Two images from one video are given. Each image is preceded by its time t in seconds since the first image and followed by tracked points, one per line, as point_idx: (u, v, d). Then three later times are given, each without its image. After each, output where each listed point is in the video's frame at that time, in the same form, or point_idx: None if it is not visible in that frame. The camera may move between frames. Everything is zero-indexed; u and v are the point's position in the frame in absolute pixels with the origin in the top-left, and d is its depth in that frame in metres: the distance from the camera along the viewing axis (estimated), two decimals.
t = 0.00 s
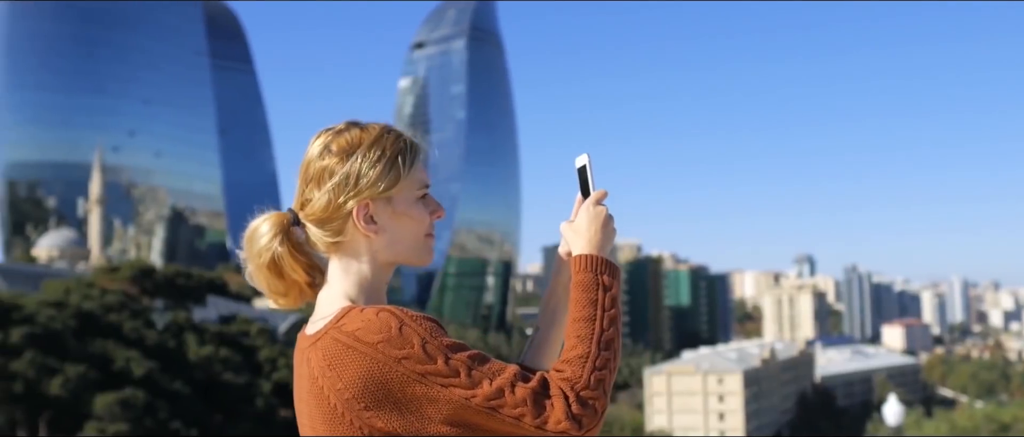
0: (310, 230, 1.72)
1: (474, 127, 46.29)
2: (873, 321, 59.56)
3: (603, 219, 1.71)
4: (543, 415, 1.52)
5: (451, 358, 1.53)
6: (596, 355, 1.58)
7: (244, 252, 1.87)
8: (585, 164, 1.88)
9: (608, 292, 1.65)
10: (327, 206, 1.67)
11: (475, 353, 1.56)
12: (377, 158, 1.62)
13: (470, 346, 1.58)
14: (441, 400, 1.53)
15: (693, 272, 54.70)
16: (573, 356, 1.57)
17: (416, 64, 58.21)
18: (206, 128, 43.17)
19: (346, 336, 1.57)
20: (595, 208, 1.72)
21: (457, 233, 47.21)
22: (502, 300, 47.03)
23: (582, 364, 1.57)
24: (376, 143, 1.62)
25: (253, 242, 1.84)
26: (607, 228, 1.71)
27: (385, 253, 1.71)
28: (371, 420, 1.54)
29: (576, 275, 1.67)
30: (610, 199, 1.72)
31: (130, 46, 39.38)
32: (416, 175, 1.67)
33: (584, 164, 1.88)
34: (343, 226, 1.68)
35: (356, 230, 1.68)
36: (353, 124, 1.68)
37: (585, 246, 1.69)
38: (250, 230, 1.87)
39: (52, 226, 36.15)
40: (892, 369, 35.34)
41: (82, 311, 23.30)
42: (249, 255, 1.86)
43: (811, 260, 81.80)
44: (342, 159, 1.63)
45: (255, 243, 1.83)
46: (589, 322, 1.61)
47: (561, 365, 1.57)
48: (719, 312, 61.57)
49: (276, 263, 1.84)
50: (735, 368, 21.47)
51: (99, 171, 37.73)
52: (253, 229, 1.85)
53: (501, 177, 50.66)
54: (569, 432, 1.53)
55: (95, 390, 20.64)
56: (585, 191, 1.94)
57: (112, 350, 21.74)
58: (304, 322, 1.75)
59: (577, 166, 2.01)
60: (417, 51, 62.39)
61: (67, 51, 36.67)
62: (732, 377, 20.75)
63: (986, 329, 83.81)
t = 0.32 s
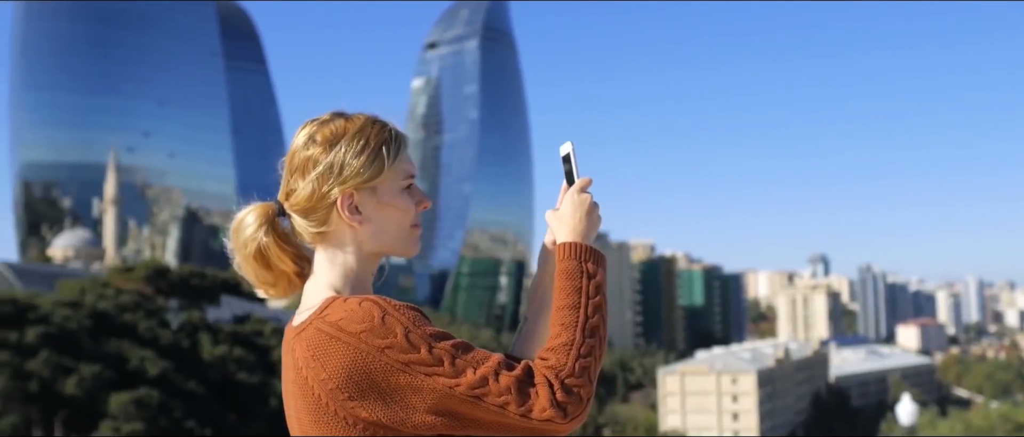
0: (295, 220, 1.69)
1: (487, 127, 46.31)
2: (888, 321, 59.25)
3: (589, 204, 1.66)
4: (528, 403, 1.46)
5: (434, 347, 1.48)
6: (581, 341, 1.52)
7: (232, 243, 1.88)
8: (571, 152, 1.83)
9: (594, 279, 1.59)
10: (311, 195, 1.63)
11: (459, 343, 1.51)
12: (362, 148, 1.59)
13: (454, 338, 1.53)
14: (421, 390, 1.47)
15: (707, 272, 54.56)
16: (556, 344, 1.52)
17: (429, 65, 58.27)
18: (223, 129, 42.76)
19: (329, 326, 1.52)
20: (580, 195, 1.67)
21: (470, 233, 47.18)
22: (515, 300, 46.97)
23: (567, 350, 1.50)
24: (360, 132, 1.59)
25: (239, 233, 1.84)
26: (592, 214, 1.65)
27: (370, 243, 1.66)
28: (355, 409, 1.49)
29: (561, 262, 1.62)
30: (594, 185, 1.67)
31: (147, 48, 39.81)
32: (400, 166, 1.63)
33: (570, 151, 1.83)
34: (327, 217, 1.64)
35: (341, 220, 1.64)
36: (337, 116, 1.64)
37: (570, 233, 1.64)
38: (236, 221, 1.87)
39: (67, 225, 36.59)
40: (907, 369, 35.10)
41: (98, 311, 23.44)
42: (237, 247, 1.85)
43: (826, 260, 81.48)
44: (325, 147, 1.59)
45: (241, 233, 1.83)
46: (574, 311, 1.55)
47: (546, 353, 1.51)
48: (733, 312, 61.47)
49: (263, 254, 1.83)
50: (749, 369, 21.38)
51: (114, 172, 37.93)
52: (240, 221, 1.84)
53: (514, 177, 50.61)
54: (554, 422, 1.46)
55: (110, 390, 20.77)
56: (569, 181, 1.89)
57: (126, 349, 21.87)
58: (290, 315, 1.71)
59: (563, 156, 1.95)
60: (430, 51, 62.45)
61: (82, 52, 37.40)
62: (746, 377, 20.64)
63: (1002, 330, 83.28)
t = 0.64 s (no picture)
0: (287, 205, 1.68)
1: (504, 127, 46.38)
2: (907, 321, 58.99)
3: (583, 190, 1.67)
4: (523, 388, 1.46)
5: (428, 332, 1.48)
6: (576, 327, 1.53)
7: (224, 230, 1.86)
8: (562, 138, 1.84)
9: (587, 266, 1.60)
10: (303, 180, 1.62)
11: (452, 328, 1.51)
12: (354, 131, 1.58)
13: (449, 323, 1.53)
14: (415, 376, 1.47)
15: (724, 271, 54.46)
16: (552, 330, 1.52)
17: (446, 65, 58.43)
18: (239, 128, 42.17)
19: (321, 311, 1.51)
20: (575, 179, 1.68)
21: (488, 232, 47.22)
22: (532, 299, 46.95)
23: (562, 336, 1.51)
24: (352, 116, 1.59)
25: (231, 219, 1.83)
26: (587, 199, 1.65)
27: (363, 229, 1.67)
28: (347, 396, 1.48)
29: (555, 248, 1.62)
30: (590, 170, 1.67)
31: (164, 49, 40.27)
32: (393, 151, 1.62)
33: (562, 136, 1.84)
34: (318, 203, 1.64)
35: (333, 206, 1.63)
36: (330, 100, 1.63)
37: (563, 217, 1.64)
38: (229, 206, 1.86)
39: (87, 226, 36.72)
40: (926, 370, 35.01)
41: (118, 311, 23.54)
42: (228, 233, 1.85)
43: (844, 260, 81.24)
44: (318, 130, 1.59)
45: (233, 220, 1.82)
46: (568, 296, 1.55)
47: (540, 338, 1.52)
48: (751, 312, 61.38)
49: (254, 240, 1.83)
50: (767, 369, 21.37)
51: (133, 173, 38.12)
52: (231, 206, 1.83)
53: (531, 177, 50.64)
54: (549, 408, 1.47)
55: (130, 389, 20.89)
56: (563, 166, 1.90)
57: (146, 348, 21.96)
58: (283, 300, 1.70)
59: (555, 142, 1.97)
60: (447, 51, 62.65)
61: (100, 53, 38.07)
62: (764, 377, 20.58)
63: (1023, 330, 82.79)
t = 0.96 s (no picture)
0: (289, 208, 1.67)
1: (523, 126, 46.47)
2: (928, 321, 58.66)
3: (584, 193, 1.66)
4: (526, 395, 1.45)
5: (429, 337, 1.47)
6: (579, 332, 1.52)
7: (222, 234, 1.85)
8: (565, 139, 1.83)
9: (589, 270, 1.59)
10: (305, 183, 1.62)
11: (454, 333, 1.50)
12: (355, 133, 1.58)
13: (449, 327, 1.52)
14: (415, 382, 1.46)
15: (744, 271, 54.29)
16: (554, 334, 1.51)
17: (465, 65, 58.55)
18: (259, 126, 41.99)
19: (321, 317, 1.50)
20: (577, 183, 1.67)
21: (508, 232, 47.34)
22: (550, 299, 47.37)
23: (564, 341, 1.50)
24: (354, 119, 1.58)
25: (229, 222, 1.82)
26: (588, 201, 1.65)
27: (366, 232, 1.66)
28: (348, 402, 1.47)
29: (557, 252, 1.61)
30: (592, 173, 1.66)
31: (184, 49, 40.49)
32: (394, 154, 1.62)
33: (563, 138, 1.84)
34: (320, 204, 1.63)
35: (334, 209, 1.63)
36: (331, 103, 1.63)
37: (564, 222, 1.63)
38: (226, 209, 1.85)
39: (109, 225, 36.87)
40: (948, 370, 34.84)
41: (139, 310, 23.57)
42: (226, 235, 1.84)
43: (865, 260, 80.88)
44: (319, 135, 1.59)
45: (232, 222, 1.81)
46: (570, 300, 1.55)
47: (542, 343, 1.51)
48: (771, 311, 61.20)
49: (253, 243, 1.82)
50: (787, 369, 21.31)
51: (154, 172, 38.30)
52: (230, 208, 1.82)
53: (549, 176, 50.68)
54: (552, 413, 1.46)
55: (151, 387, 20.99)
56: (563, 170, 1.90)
57: (167, 347, 22.04)
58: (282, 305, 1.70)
59: (556, 145, 1.97)
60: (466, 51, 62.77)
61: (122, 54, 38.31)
62: (784, 377, 20.52)
63: None
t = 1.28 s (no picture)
0: (275, 219, 1.64)
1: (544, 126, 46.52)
2: (954, 321, 58.25)
3: (573, 198, 1.61)
4: (517, 403, 1.42)
5: (419, 347, 1.44)
6: (570, 339, 1.47)
7: (208, 243, 1.80)
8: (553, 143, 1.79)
9: (578, 278, 1.54)
10: (291, 195, 1.59)
11: (444, 341, 1.47)
12: (343, 143, 1.55)
13: (440, 336, 1.48)
14: (405, 393, 1.43)
15: (767, 271, 54.14)
16: (543, 342, 1.47)
17: (487, 65, 58.62)
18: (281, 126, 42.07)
19: (309, 327, 1.48)
20: (565, 188, 1.63)
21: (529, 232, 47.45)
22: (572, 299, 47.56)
23: (553, 348, 1.47)
24: (341, 129, 1.55)
25: (214, 232, 1.77)
26: (576, 207, 1.60)
27: (354, 242, 1.63)
28: (339, 412, 1.45)
29: (546, 258, 1.56)
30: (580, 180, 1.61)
31: (208, 51, 40.72)
32: (382, 164, 1.58)
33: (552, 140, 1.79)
34: (308, 216, 1.60)
35: (323, 219, 1.60)
36: (316, 113, 1.61)
37: (553, 228, 1.59)
38: (212, 220, 1.80)
39: (134, 225, 37.23)
40: (973, 371, 34.61)
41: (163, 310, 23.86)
42: (213, 247, 1.80)
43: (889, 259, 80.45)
44: (307, 145, 1.56)
45: (217, 234, 1.77)
46: (558, 306, 1.51)
47: (532, 350, 1.47)
48: (794, 312, 60.97)
49: (241, 254, 1.77)
50: (810, 369, 21.21)
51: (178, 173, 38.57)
52: (216, 219, 1.77)
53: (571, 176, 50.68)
54: (542, 421, 1.43)
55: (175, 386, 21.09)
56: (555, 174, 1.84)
57: (190, 346, 22.10)
58: (271, 315, 1.66)
59: (548, 149, 1.92)
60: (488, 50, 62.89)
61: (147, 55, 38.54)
62: (807, 378, 20.43)
63: None
